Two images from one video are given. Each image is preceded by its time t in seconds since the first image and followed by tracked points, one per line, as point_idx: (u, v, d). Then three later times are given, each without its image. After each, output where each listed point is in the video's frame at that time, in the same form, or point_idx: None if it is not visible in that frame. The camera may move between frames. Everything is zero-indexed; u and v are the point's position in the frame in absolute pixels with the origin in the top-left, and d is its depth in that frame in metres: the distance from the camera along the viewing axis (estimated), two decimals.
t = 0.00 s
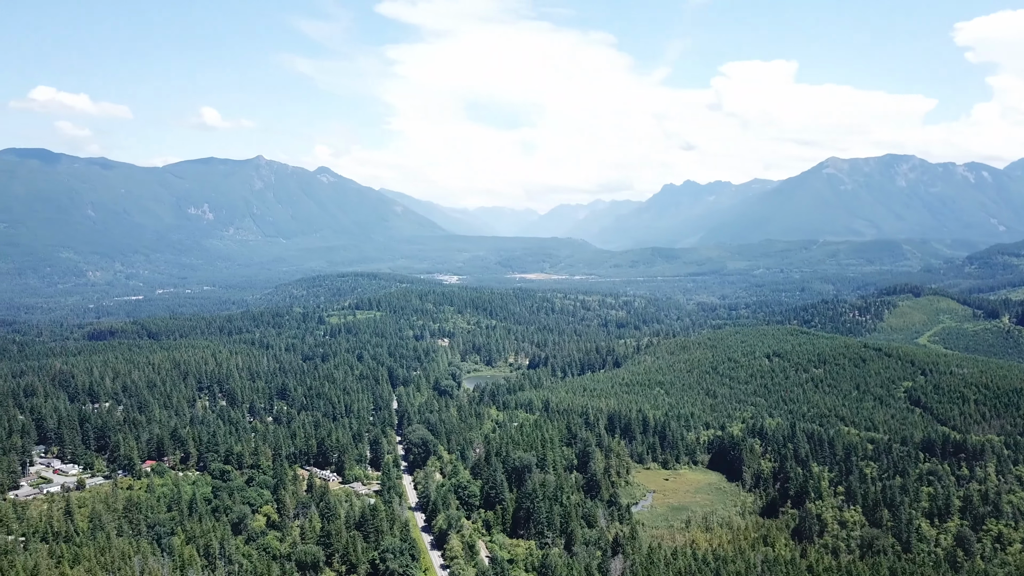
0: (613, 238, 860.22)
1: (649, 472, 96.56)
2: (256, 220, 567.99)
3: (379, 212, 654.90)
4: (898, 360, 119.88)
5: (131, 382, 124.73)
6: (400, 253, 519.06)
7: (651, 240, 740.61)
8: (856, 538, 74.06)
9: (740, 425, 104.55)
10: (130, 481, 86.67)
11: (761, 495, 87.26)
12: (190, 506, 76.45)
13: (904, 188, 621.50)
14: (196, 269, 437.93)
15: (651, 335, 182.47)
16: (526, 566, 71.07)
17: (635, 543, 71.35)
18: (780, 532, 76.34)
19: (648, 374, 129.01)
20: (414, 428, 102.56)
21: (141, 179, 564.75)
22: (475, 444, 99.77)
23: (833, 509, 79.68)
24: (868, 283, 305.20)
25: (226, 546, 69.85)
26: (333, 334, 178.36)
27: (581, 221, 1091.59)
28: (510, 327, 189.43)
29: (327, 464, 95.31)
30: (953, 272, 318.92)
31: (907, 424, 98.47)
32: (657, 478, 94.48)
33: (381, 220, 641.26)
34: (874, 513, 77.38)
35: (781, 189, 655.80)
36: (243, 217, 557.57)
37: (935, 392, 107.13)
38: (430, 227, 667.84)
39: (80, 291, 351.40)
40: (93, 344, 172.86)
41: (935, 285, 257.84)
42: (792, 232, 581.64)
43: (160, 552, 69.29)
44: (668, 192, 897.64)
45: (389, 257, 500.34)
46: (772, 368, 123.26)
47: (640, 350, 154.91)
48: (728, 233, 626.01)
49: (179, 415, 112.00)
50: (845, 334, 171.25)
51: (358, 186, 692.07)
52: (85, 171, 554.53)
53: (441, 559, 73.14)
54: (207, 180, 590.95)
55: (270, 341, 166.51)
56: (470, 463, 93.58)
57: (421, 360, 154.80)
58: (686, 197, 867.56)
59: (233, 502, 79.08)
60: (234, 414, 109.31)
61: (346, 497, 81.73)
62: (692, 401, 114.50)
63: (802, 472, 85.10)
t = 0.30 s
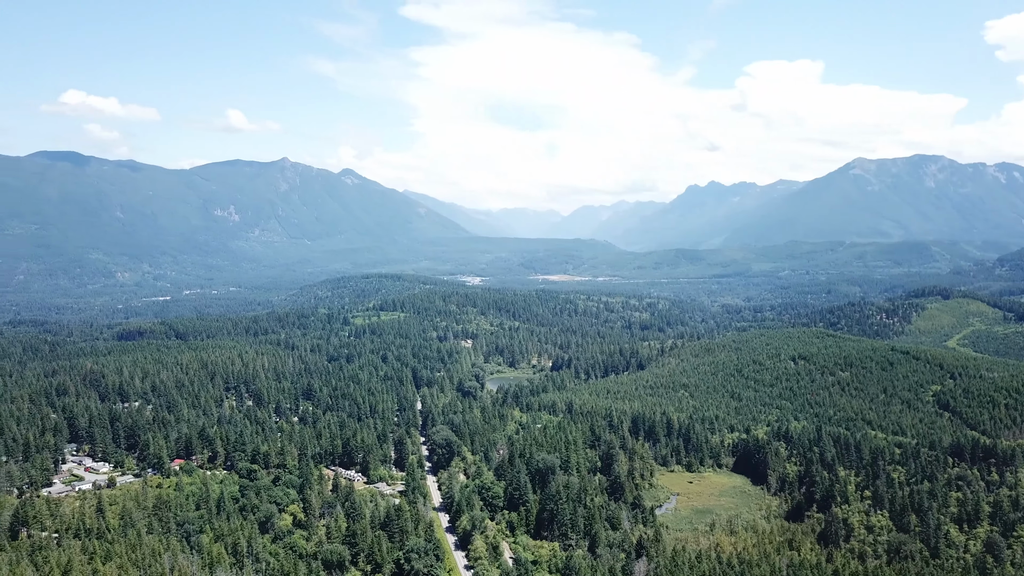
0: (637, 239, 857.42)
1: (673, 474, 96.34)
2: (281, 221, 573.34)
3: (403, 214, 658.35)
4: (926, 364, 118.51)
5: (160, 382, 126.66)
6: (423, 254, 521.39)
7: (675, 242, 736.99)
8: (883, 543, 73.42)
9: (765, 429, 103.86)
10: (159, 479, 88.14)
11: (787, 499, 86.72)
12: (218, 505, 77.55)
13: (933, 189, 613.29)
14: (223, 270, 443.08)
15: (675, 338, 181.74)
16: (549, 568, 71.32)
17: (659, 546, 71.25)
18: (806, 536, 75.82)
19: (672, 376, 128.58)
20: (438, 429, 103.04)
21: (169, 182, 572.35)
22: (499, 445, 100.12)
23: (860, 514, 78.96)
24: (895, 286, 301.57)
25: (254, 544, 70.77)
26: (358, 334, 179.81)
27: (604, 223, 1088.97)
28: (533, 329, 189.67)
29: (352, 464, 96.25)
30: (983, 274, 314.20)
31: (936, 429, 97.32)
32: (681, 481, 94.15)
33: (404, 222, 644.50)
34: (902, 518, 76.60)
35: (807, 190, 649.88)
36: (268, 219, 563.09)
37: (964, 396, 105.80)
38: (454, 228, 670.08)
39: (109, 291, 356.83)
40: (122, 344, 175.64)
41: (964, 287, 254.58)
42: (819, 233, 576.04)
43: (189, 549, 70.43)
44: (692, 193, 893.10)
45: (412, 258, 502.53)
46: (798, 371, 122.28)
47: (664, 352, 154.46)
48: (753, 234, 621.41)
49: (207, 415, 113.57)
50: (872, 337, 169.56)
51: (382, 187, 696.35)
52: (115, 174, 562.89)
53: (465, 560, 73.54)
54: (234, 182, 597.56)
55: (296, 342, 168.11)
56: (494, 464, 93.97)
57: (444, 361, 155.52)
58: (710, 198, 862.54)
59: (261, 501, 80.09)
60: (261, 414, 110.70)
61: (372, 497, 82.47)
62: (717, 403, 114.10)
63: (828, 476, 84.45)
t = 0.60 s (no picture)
0: (660, 241, 853.67)
1: (697, 478, 95.98)
2: (306, 223, 578.26)
3: (426, 216, 661.06)
4: (955, 368, 116.99)
5: (187, 383, 128.43)
6: (446, 257, 523.37)
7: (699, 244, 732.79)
8: (911, 549, 72.66)
9: (791, 433, 103.14)
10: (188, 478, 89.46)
11: (812, 504, 86.10)
12: (245, 505, 78.56)
13: (962, 190, 604.76)
14: (248, 272, 447.83)
15: (699, 341, 180.80)
16: (573, 570, 71.46)
17: (684, 550, 71.19)
18: (832, 541, 75.23)
19: (696, 380, 127.86)
20: (461, 431, 103.43)
21: (196, 184, 579.34)
22: (522, 448, 100.42)
23: (887, 520, 78.32)
24: (923, 289, 297.94)
25: (281, 543, 71.66)
26: (382, 336, 180.89)
27: (628, 225, 1085.32)
28: (556, 331, 189.68)
29: (376, 466, 97.03)
30: (1014, 277, 309.50)
31: (965, 434, 96.11)
32: (705, 485, 93.82)
33: (428, 224, 647.29)
34: (929, 524, 75.82)
35: (833, 192, 643.51)
36: (293, 221, 568.03)
37: (994, 401, 104.34)
38: (477, 230, 671.71)
39: (137, 293, 361.75)
40: (150, 345, 178.13)
41: (994, 290, 251.01)
42: (845, 235, 570.03)
43: (217, 548, 71.40)
44: (716, 195, 887.85)
45: (436, 260, 504.46)
46: (824, 374, 121.25)
47: (688, 355, 153.85)
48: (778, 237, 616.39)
49: (234, 415, 115.05)
50: (900, 341, 167.67)
51: (405, 189, 699.81)
52: (143, 177, 570.93)
53: (490, 562, 73.84)
54: (259, 185, 603.59)
55: (321, 343, 169.48)
56: (518, 466, 94.28)
57: (468, 362, 156.08)
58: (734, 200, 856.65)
59: (287, 501, 81.01)
60: (286, 415, 111.86)
61: (396, 498, 83.07)
62: (741, 407, 113.41)
63: (854, 481, 83.73)
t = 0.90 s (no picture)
0: (683, 243, 849.53)
1: (720, 481, 95.59)
2: (329, 225, 582.45)
3: (449, 218, 663.20)
4: (983, 372, 115.41)
5: (213, 383, 129.94)
6: (468, 259, 524.56)
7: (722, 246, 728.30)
8: (938, 555, 71.93)
9: (816, 436, 102.35)
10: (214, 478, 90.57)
11: (837, 508, 85.47)
12: (271, 504, 79.45)
13: (991, 192, 596.22)
14: (272, 274, 451.83)
15: (722, 343, 179.74)
16: (596, 572, 71.59)
17: (707, 553, 71.03)
18: (857, 546, 74.66)
19: (719, 383, 127.17)
20: (484, 432, 103.69)
21: (221, 187, 585.48)
22: (545, 449, 100.64)
23: (913, 525, 77.48)
24: (951, 291, 294.04)
25: (306, 543, 72.45)
26: (404, 338, 181.72)
27: (650, 226, 1080.86)
28: (578, 333, 189.47)
29: (400, 467, 97.58)
30: None
31: (994, 439, 94.86)
32: (728, 488, 93.44)
33: (450, 226, 649.15)
34: (957, 530, 75.04)
35: (858, 193, 636.85)
36: (317, 223, 572.39)
37: None
38: (499, 232, 672.79)
39: (163, 294, 366.29)
40: (177, 346, 180.41)
41: None
42: (870, 237, 563.70)
43: (244, 546, 72.29)
44: (740, 196, 881.88)
45: (458, 262, 505.77)
46: (849, 378, 120.23)
47: (711, 358, 153.08)
48: (802, 238, 611.04)
49: (259, 416, 116.42)
50: (926, 344, 165.68)
51: (427, 192, 702.45)
52: (169, 179, 577.94)
53: (513, 563, 74.10)
54: (283, 187, 608.85)
55: (344, 345, 170.88)
56: (540, 469, 94.53)
57: (490, 364, 156.43)
58: (758, 201, 850.49)
59: (312, 501, 81.88)
60: (311, 416, 112.93)
61: (419, 499, 83.65)
62: (765, 410, 112.80)
63: (880, 486, 82.92)
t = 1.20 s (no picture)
0: (708, 245, 844.50)
1: (745, 485, 95.09)
2: (353, 227, 586.41)
3: (472, 220, 664.74)
4: (1014, 376, 113.75)
5: (241, 384, 131.41)
6: (492, 260, 525.40)
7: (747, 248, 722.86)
8: (968, 561, 71.06)
9: (842, 440, 101.54)
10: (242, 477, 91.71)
11: (865, 512, 84.67)
12: (297, 504, 80.34)
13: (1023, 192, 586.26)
14: (298, 275, 455.64)
15: (748, 346, 178.56)
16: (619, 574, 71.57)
17: (732, 557, 70.84)
18: (885, 551, 74.01)
19: (745, 386, 126.35)
20: (508, 434, 104.00)
21: (247, 189, 591.59)
22: (569, 451, 100.66)
23: (942, 530, 76.57)
24: (982, 293, 289.49)
25: (332, 543, 73.19)
26: (428, 340, 182.31)
27: (674, 228, 1075.28)
28: (602, 335, 189.04)
29: (424, 467, 98.16)
30: None
31: None
32: (754, 492, 92.88)
33: (474, 228, 650.59)
34: (987, 536, 74.10)
35: (886, 194, 629.20)
36: (341, 225, 576.47)
37: None
38: (522, 234, 673.19)
39: (191, 295, 370.85)
40: (205, 347, 182.77)
41: None
42: (899, 239, 556.53)
43: (271, 545, 73.18)
44: (765, 197, 874.83)
45: (481, 263, 506.81)
46: (876, 381, 119.01)
47: (736, 361, 152.20)
48: (828, 240, 604.67)
49: (285, 416, 117.66)
50: (956, 347, 163.41)
51: (451, 193, 704.82)
52: (196, 182, 585.01)
53: (537, 565, 74.36)
54: (308, 189, 613.84)
55: (369, 346, 172.07)
56: (564, 471, 94.65)
57: (513, 366, 156.59)
58: (784, 202, 843.16)
59: (338, 501, 82.63)
60: (337, 417, 113.92)
61: (444, 500, 84.10)
62: (791, 414, 111.93)
63: (909, 491, 82.02)
